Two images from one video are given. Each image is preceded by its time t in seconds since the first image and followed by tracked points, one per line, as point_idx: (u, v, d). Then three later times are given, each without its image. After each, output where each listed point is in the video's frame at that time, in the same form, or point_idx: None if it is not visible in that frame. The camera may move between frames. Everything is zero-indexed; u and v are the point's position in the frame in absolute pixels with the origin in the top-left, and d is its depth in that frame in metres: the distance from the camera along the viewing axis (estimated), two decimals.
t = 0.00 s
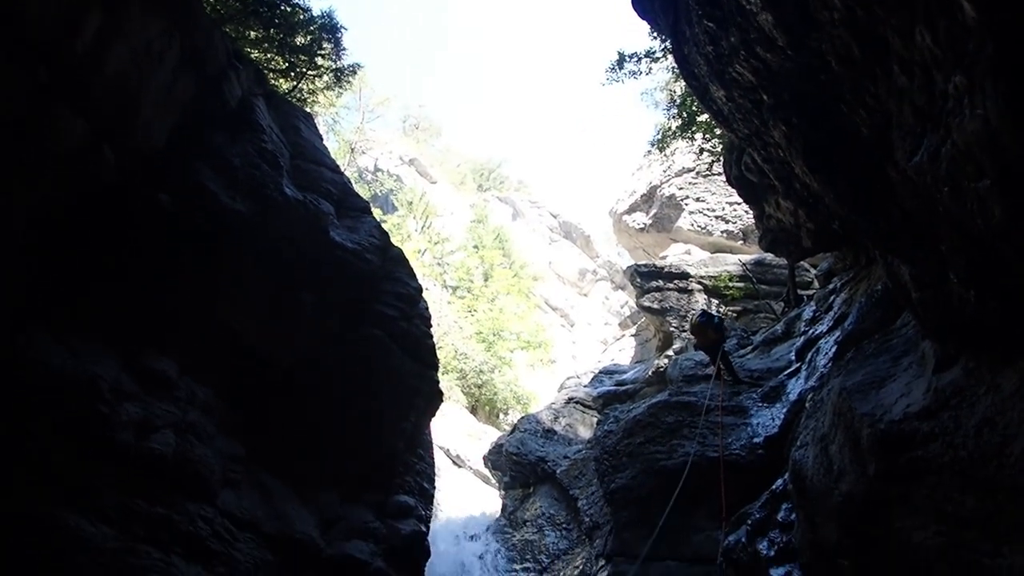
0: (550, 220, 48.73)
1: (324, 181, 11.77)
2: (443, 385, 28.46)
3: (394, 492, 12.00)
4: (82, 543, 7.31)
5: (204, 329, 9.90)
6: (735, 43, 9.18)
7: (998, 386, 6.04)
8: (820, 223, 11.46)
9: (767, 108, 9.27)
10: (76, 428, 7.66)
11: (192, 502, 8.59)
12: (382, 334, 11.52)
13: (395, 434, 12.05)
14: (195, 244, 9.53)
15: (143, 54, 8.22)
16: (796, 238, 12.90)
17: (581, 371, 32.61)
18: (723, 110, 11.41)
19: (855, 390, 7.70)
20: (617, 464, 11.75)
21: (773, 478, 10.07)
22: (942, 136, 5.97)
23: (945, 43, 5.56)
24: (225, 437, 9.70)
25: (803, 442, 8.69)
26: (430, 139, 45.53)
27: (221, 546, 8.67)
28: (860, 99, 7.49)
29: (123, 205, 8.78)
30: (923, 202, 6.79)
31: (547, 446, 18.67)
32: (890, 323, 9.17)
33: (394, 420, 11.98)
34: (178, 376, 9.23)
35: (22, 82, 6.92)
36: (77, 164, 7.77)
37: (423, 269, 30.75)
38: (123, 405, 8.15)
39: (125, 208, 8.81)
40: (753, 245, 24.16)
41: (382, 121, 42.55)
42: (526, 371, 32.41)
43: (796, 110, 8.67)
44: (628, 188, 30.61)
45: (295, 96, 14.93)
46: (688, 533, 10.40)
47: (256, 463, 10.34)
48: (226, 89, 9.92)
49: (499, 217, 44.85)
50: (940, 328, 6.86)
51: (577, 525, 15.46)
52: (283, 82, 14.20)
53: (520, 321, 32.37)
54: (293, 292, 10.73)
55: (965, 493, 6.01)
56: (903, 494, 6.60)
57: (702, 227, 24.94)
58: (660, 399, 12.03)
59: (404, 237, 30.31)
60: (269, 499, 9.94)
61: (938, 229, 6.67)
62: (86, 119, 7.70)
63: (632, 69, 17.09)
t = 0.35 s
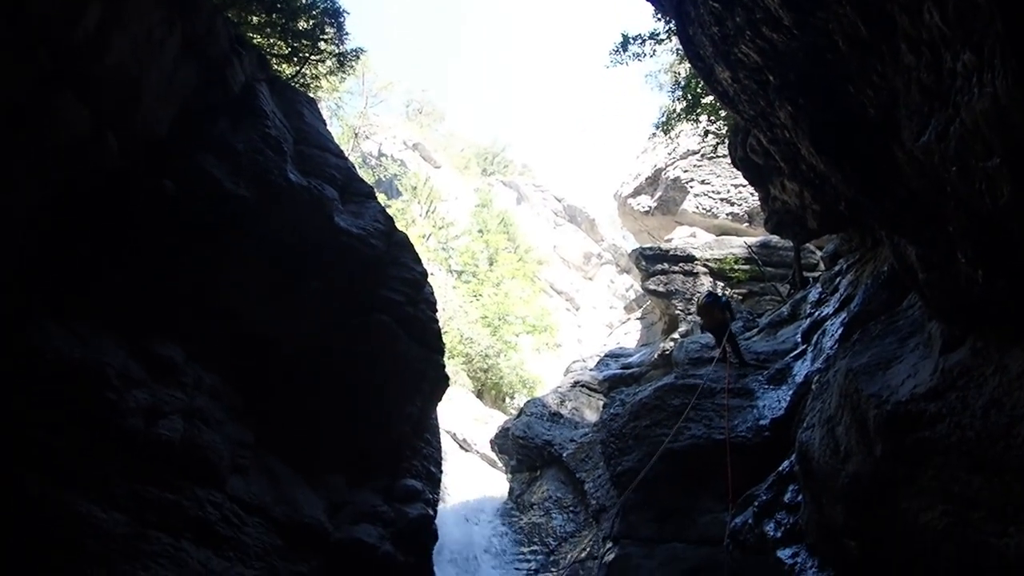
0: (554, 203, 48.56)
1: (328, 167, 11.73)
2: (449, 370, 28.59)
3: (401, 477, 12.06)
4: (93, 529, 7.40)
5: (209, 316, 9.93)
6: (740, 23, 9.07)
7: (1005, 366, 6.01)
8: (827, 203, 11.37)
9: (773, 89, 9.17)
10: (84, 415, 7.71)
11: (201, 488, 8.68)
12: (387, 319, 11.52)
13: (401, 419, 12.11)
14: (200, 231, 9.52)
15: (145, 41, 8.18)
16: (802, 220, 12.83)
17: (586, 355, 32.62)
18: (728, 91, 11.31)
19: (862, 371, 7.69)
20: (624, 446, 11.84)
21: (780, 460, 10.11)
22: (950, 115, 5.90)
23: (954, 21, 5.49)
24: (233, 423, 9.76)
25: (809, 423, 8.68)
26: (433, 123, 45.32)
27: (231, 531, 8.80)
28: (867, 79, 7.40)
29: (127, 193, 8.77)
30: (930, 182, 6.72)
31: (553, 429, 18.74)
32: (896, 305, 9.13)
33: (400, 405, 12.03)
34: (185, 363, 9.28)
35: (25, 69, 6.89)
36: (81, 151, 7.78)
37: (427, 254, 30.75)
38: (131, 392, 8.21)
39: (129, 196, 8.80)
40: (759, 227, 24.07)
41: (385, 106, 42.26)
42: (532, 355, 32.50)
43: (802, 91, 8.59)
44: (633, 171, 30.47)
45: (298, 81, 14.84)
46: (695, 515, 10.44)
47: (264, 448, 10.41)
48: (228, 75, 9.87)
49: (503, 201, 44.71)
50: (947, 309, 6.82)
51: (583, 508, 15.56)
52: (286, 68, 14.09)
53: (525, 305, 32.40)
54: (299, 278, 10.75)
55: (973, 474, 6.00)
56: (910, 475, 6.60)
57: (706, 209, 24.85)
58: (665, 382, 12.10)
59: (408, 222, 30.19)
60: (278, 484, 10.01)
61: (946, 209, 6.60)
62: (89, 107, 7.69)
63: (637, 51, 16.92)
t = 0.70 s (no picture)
0: (558, 184, 48.38)
1: (331, 150, 11.67)
2: (453, 352, 28.67)
3: (407, 458, 12.13)
4: (101, 511, 7.48)
5: (213, 300, 9.95)
6: (745, 2, 8.95)
7: (1009, 346, 5.99)
8: (832, 184, 11.29)
9: (778, 68, 9.06)
10: (91, 397, 7.78)
11: (207, 470, 8.76)
12: (391, 302, 11.53)
13: (406, 401, 12.17)
14: (203, 215, 9.51)
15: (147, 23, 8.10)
16: (807, 200, 12.74)
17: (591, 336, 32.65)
18: (733, 71, 11.20)
19: (866, 351, 7.67)
20: (628, 427, 11.96)
21: (784, 440, 10.12)
22: (955, 93, 5.83)
23: None
24: (239, 406, 9.81)
25: (814, 404, 8.67)
26: (437, 105, 45.04)
27: (237, 512, 8.89)
28: (872, 57, 7.30)
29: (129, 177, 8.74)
30: (935, 161, 6.66)
31: (558, 410, 18.81)
32: (901, 285, 9.09)
33: (404, 387, 12.10)
34: (191, 346, 9.32)
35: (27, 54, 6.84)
36: (82, 135, 7.75)
37: (431, 236, 30.69)
38: (137, 374, 8.26)
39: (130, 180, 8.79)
40: (764, 208, 23.97)
41: (388, 88, 42.06)
42: (536, 337, 32.56)
43: (807, 70, 8.49)
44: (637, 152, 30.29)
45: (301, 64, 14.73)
46: (699, 495, 10.48)
47: (271, 429, 10.48)
48: (228, 58, 9.80)
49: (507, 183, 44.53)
50: (952, 289, 6.78)
51: (588, 489, 15.66)
52: (288, 50, 13.98)
53: (529, 287, 32.38)
54: (303, 261, 10.74)
55: (978, 453, 5.99)
56: (913, 454, 6.61)
57: (711, 190, 24.74)
58: (669, 362, 12.20)
59: (412, 205, 30.18)
60: (283, 466, 10.07)
61: (951, 188, 6.54)
62: (91, 90, 7.64)
63: (641, 31, 16.74)
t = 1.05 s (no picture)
0: (558, 168, 48.20)
1: (330, 131, 11.60)
2: (452, 335, 28.74)
3: (405, 440, 12.19)
4: (99, 489, 7.51)
5: (213, 281, 9.92)
6: None
7: (1006, 333, 5.99)
8: (832, 169, 11.24)
9: (780, 52, 8.99)
10: (89, 376, 7.78)
11: (206, 450, 8.80)
12: (390, 284, 11.51)
13: (404, 383, 12.20)
14: (201, 194, 9.46)
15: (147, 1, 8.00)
16: (807, 185, 12.71)
17: (589, 320, 32.70)
18: (735, 55, 11.11)
19: (863, 337, 7.68)
20: (625, 411, 11.96)
21: (780, 425, 10.17)
22: (957, 79, 5.79)
23: None
24: (238, 387, 9.85)
25: (810, 389, 8.69)
26: (437, 87, 44.72)
27: (235, 492, 8.95)
28: (874, 42, 7.24)
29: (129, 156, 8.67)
30: (934, 148, 6.63)
31: (556, 394, 18.87)
32: (899, 272, 9.08)
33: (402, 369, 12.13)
34: (190, 327, 9.31)
35: (27, 32, 6.75)
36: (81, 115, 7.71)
37: (430, 219, 30.55)
38: (136, 354, 8.26)
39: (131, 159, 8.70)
40: (763, 193, 23.91)
41: (388, 69, 41.76)
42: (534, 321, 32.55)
43: (809, 54, 8.42)
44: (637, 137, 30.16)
45: (301, 44, 14.57)
46: (695, 479, 10.54)
47: (269, 410, 10.51)
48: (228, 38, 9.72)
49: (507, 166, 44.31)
50: (950, 276, 6.77)
51: (585, 472, 15.75)
52: (288, 30, 13.82)
53: (529, 271, 32.37)
54: (302, 242, 10.71)
55: (973, 439, 6.01)
56: (907, 439, 6.66)
57: (711, 175, 24.66)
58: (668, 346, 12.20)
59: (411, 187, 30.06)
60: (282, 447, 10.11)
61: (950, 175, 6.52)
62: (92, 69, 7.57)
63: (642, 14, 16.58)
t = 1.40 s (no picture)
0: (558, 155, 48.09)
1: (330, 117, 11.55)
2: (451, 321, 28.77)
3: (403, 426, 12.20)
4: (97, 474, 7.50)
5: (211, 267, 9.89)
6: None
7: (1005, 322, 5.98)
8: (832, 158, 11.21)
9: (782, 39, 8.86)
10: (86, 361, 7.76)
11: (205, 436, 8.82)
12: (389, 271, 11.48)
13: (403, 369, 12.19)
14: (199, 179, 9.40)
15: None
16: (807, 173, 12.68)
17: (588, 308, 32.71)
18: (735, 42, 11.03)
19: (862, 325, 7.68)
20: (624, 399, 11.97)
21: (778, 413, 10.20)
22: (958, 66, 5.75)
23: None
24: (237, 372, 9.86)
25: (809, 377, 8.70)
26: (437, 73, 44.46)
27: (234, 478, 8.97)
28: (876, 29, 7.18)
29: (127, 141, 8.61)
30: (935, 136, 6.58)
31: (555, 380, 18.91)
32: (899, 260, 9.06)
33: (401, 356, 12.11)
34: (189, 312, 9.30)
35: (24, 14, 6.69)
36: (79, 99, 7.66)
37: (429, 206, 30.32)
38: (134, 339, 8.26)
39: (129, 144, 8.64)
40: (763, 181, 23.85)
41: (387, 55, 41.47)
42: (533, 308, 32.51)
43: (810, 41, 8.28)
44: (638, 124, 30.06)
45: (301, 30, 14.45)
46: (693, 467, 10.58)
47: (267, 396, 10.50)
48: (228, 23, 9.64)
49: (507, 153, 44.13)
50: (951, 264, 6.76)
51: (583, 459, 15.80)
52: (288, 15, 13.71)
53: (528, 258, 32.36)
54: (300, 229, 10.67)
55: (971, 427, 6.02)
56: (905, 427, 6.67)
57: (711, 163, 24.58)
58: (667, 334, 12.21)
59: (412, 172, 29.72)
60: (281, 433, 10.13)
61: (950, 163, 6.48)
62: (91, 53, 7.52)
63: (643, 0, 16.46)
